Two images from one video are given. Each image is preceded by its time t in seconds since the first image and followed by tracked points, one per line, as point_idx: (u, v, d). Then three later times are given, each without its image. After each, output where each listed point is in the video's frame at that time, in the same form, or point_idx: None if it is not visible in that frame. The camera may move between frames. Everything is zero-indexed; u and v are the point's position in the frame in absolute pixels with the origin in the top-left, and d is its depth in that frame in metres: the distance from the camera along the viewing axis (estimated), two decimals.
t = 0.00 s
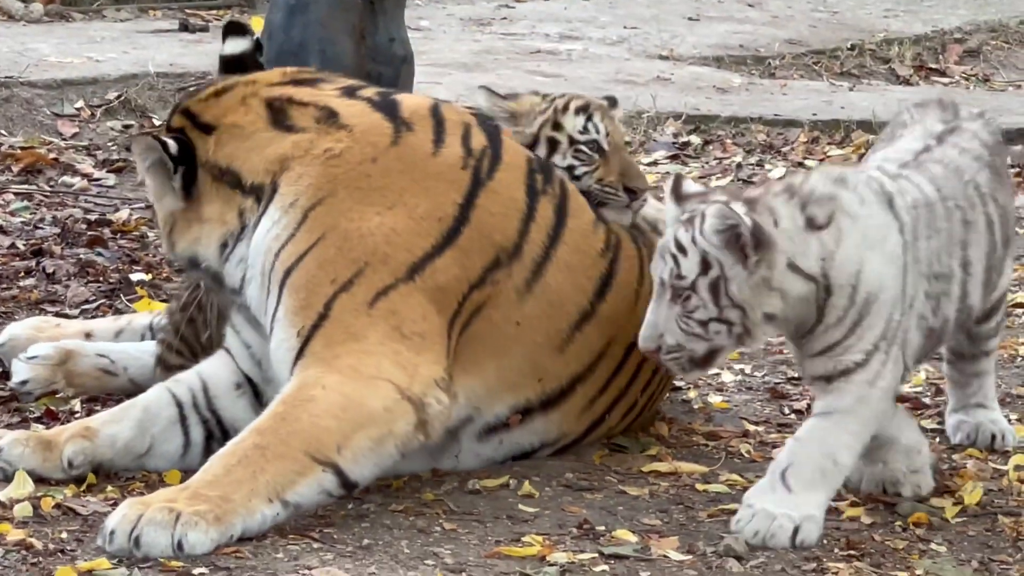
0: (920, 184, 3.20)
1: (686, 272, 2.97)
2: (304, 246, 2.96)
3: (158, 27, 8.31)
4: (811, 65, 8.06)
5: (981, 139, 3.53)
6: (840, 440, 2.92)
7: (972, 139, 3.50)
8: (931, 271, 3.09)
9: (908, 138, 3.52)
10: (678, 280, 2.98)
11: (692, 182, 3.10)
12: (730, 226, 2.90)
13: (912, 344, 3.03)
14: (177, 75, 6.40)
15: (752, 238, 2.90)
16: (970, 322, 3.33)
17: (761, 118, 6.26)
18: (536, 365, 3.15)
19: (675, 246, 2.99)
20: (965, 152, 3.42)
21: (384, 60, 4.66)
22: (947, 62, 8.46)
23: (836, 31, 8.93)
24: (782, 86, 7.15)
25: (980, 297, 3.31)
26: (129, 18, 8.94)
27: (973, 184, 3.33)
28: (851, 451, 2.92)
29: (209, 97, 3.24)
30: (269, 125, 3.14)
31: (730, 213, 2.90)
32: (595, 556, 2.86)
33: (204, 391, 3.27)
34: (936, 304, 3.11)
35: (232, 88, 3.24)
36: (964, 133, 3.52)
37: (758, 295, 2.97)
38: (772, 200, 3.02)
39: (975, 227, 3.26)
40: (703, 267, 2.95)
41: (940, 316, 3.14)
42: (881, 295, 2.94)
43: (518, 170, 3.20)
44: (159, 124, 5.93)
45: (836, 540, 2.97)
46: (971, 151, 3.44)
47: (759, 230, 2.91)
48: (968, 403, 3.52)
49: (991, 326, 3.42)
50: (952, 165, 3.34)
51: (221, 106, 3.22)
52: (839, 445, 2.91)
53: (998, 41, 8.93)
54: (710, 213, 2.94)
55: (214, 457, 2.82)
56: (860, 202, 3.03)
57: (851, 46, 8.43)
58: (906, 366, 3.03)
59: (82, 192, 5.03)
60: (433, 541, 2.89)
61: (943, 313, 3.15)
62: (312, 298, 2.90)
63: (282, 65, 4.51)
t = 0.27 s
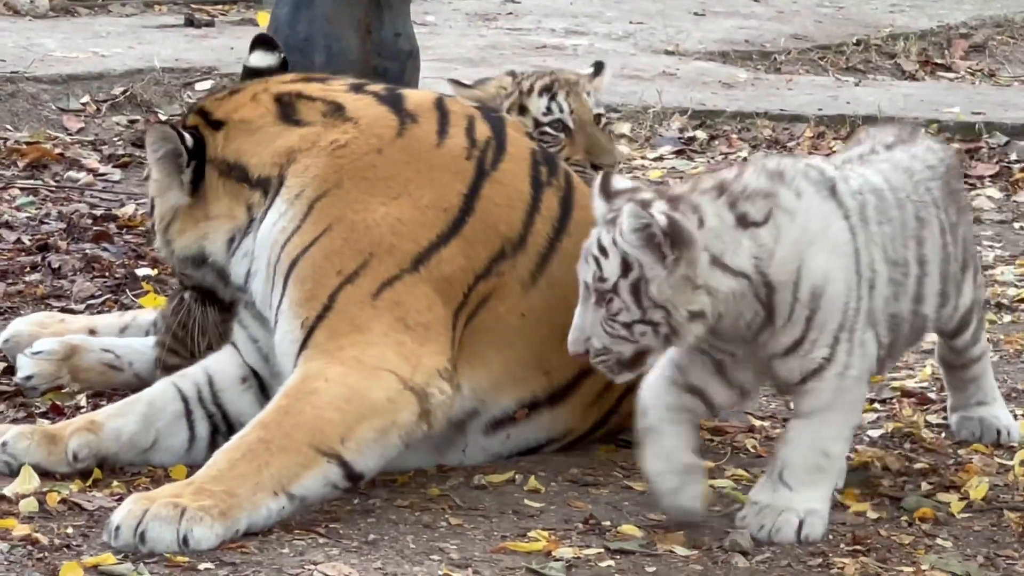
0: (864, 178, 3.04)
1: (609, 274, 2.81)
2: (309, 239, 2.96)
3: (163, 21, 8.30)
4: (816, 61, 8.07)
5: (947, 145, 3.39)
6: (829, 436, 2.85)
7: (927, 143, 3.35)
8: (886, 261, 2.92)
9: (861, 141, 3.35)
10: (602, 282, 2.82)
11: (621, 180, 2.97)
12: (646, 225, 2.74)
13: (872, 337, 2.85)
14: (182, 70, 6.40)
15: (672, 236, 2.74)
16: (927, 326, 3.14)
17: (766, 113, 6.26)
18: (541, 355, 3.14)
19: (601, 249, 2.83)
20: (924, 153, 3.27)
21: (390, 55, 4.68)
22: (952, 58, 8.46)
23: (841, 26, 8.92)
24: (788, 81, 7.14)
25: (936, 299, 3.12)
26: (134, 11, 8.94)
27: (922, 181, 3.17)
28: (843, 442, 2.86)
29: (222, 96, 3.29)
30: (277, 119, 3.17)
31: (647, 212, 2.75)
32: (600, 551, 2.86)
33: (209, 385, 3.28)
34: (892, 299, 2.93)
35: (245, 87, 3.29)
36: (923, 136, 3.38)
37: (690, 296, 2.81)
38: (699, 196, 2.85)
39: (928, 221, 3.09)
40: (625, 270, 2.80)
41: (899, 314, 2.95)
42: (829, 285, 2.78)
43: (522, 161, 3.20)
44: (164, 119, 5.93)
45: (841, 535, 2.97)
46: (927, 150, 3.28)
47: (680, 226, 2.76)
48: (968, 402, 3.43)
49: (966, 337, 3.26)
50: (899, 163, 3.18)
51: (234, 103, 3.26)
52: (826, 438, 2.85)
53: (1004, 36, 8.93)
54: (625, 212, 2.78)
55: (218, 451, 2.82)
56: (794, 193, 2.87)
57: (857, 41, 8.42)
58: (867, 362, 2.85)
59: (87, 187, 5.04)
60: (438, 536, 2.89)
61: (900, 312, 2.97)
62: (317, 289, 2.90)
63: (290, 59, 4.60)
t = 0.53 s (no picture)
0: (778, 184, 2.87)
1: (525, 311, 2.64)
2: (317, 239, 2.97)
3: (176, 17, 8.31)
4: (827, 57, 8.07)
5: (885, 131, 3.19)
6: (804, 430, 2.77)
7: (858, 130, 3.16)
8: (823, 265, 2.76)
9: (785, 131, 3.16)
10: (518, 320, 2.65)
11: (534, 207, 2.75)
12: (556, 260, 2.58)
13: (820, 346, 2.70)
14: (194, 66, 6.40)
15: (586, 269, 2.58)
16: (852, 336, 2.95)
17: (778, 110, 6.26)
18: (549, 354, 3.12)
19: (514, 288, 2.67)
20: (854, 146, 3.09)
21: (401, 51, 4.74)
22: (963, 54, 8.46)
23: (853, 22, 8.91)
24: (800, 77, 7.14)
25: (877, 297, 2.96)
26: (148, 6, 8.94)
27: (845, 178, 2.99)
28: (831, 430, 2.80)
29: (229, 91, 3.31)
30: (284, 118, 3.18)
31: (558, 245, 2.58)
32: (612, 547, 2.87)
33: (221, 379, 3.30)
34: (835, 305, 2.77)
35: (255, 84, 3.30)
36: (851, 124, 3.19)
37: (607, 327, 2.66)
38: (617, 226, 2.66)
39: (854, 218, 2.92)
40: (540, 305, 2.63)
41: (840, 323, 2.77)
42: (761, 307, 2.63)
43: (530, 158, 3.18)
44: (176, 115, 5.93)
45: (853, 531, 2.97)
46: (857, 142, 3.10)
47: (590, 255, 2.59)
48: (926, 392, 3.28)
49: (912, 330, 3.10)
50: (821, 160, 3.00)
51: (242, 100, 3.26)
52: (806, 435, 2.76)
53: (1015, 32, 8.92)
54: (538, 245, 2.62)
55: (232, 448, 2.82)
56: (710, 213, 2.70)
57: (869, 36, 8.41)
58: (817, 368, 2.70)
59: (99, 183, 5.04)
60: (450, 531, 2.88)
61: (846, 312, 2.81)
62: (325, 289, 2.92)
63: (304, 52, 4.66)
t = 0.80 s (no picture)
0: (685, 183, 2.73)
1: (404, 285, 2.65)
2: (336, 247, 2.97)
3: (189, 14, 8.31)
4: (841, 54, 8.07)
5: (829, 121, 2.99)
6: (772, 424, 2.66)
7: (801, 121, 2.97)
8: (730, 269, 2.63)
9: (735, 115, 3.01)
10: (398, 294, 2.67)
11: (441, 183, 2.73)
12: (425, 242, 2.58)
13: (741, 355, 2.57)
14: (208, 63, 6.40)
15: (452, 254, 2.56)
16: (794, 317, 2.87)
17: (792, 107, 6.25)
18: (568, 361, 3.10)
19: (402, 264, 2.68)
20: (783, 139, 2.90)
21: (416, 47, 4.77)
22: (977, 51, 8.45)
23: (868, 19, 8.90)
24: (814, 75, 7.14)
25: (798, 294, 2.83)
26: (163, 3, 8.94)
27: (762, 172, 2.81)
28: (795, 418, 2.69)
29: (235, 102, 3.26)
30: (298, 129, 3.13)
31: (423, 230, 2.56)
32: (626, 544, 2.86)
33: (236, 376, 3.31)
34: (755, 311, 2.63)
35: (264, 97, 3.25)
36: (795, 113, 3.00)
37: (481, 311, 2.64)
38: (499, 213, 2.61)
39: (769, 214, 2.77)
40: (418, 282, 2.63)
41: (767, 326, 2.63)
42: (662, 318, 2.52)
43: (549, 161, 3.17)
44: (189, 112, 5.94)
45: (867, 528, 2.97)
46: (786, 134, 2.91)
47: (458, 241, 2.56)
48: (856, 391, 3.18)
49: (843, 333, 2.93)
50: (739, 151, 2.84)
51: (252, 112, 3.22)
52: (767, 427, 2.66)
53: None
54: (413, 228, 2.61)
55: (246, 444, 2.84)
56: (603, 217, 2.59)
57: (883, 34, 8.41)
58: (753, 381, 2.60)
59: (113, 180, 5.05)
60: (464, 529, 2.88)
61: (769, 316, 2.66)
62: (345, 299, 2.93)
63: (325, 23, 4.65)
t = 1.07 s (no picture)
0: (628, 201, 2.76)
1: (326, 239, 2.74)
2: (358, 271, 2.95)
3: (205, 14, 8.32)
4: (856, 54, 8.07)
5: (832, 148, 2.96)
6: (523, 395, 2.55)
7: (801, 146, 2.95)
8: (603, 281, 2.61)
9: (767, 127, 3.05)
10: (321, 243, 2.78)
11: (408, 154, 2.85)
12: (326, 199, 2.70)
13: (528, 334, 2.56)
14: (222, 62, 6.41)
15: (343, 214, 2.66)
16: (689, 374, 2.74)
17: (807, 107, 6.26)
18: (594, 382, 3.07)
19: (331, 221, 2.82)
20: (775, 167, 2.89)
21: (431, 47, 4.78)
22: (991, 50, 8.45)
23: (881, 19, 8.90)
24: (828, 74, 7.14)
25: (745, 329, 2.73)
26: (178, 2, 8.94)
27: (722, 207, 2.79)
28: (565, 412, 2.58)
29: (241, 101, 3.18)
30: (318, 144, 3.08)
31: (313, 193, 2.69)
32: (641, 544, 2.86)
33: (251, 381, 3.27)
34: (605, 328, 2.58)
35: (275, 99, 3.17)
36: (794, 139, 2.98)
37: (396, 277, 2.69)
38: (409, 174, 2.75)
39: (699, 244, 2.73)
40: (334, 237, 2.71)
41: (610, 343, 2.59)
42: (524, 295, 2.57)
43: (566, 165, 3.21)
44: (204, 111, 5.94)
45: (883, 528, 2.96)
46: (783, 162, 2.90)
47: (353, 202, 2.67)
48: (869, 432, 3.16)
49: (823, 358, 2.89)
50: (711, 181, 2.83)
51: (264, 116, 3.14)
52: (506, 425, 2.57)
53: None
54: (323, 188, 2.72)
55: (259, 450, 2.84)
56: (521, 196, 2.70)
57: (896, 34, 8.42)
58: (571, 376, 2.56)
59: (127, 179, 5.05)
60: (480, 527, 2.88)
61: (617, 348, 2.60)
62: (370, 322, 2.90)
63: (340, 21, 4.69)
